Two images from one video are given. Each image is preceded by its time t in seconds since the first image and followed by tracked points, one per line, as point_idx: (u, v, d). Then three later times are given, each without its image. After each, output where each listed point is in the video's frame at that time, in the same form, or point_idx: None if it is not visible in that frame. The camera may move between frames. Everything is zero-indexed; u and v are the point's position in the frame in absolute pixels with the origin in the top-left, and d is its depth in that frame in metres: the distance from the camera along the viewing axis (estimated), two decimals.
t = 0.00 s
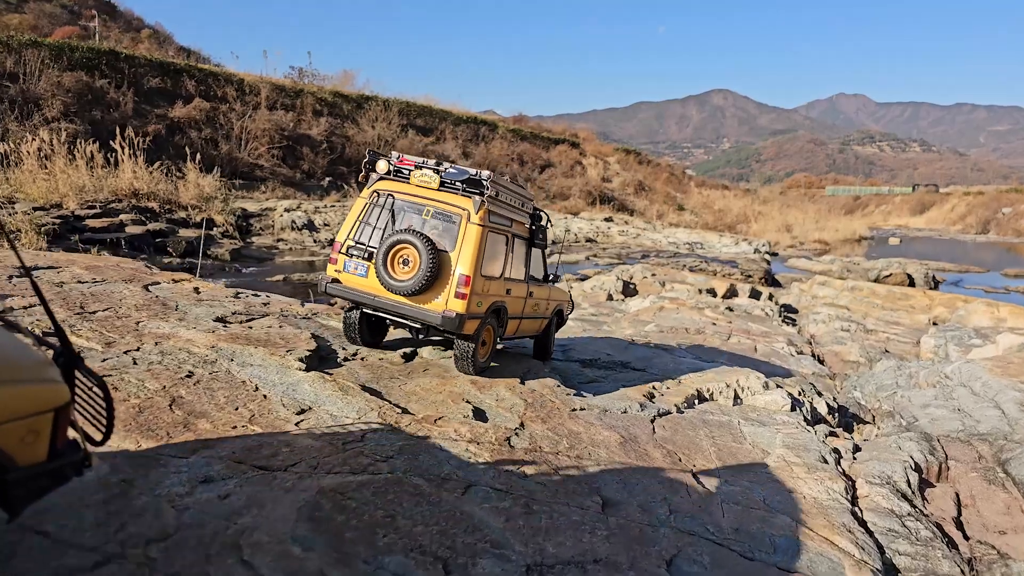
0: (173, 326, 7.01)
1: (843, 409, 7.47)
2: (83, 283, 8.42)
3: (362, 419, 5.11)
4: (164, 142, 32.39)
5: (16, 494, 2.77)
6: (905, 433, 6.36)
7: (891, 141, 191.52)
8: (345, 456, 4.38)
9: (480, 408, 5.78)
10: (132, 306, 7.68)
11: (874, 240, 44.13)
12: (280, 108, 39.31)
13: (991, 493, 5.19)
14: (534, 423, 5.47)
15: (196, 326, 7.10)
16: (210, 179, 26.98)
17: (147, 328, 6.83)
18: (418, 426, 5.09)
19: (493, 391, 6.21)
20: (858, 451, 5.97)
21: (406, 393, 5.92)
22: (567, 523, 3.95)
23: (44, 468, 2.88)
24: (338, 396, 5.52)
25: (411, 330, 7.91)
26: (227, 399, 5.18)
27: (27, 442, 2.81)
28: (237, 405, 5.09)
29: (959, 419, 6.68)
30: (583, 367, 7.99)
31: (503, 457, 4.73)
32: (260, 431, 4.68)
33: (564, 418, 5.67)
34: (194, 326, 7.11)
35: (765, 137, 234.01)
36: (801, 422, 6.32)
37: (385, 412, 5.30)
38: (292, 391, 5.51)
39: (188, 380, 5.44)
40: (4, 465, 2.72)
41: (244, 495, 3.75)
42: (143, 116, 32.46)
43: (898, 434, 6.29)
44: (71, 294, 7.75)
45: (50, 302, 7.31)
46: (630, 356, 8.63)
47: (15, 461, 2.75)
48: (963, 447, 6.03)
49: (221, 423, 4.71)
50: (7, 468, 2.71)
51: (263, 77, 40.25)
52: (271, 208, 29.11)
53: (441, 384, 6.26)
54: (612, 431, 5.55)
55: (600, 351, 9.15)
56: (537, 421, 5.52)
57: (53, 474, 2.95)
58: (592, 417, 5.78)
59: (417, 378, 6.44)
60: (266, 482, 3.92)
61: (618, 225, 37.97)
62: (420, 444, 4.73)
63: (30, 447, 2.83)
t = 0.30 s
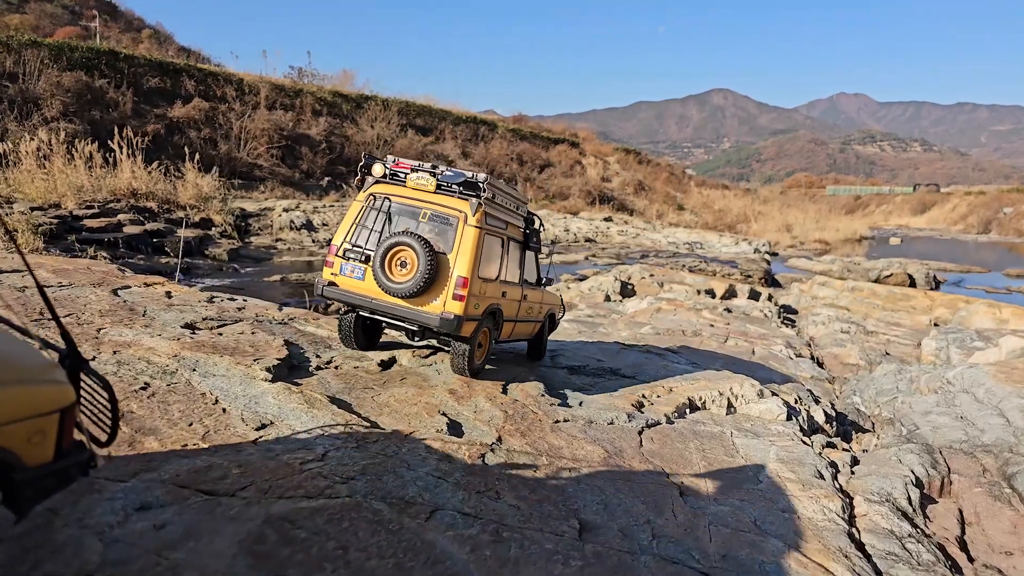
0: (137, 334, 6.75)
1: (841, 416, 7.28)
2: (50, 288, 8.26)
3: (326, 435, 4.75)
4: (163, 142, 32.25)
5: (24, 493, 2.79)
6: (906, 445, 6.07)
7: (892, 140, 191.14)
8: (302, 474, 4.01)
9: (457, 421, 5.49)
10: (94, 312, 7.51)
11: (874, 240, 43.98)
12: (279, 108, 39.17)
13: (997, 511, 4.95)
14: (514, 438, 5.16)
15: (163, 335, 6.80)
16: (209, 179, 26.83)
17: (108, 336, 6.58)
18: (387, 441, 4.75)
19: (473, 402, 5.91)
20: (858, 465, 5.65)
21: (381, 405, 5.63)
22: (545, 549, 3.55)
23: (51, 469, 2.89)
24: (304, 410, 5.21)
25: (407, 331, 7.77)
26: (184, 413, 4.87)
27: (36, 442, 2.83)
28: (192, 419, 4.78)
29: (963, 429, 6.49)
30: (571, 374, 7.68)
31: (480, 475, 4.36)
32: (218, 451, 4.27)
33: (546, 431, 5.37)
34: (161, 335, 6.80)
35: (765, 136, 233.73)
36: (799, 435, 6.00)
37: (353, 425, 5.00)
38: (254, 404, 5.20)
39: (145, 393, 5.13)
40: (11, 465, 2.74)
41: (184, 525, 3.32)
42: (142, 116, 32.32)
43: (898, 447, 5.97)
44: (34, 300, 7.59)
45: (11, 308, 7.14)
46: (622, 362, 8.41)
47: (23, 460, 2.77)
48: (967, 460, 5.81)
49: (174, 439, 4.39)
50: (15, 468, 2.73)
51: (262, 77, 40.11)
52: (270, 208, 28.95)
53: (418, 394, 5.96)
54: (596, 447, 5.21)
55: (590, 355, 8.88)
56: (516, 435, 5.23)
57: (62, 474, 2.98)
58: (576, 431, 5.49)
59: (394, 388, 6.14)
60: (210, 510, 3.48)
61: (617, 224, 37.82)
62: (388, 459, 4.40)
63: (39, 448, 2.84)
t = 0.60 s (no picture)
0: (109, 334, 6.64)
1: (840, 418, 7.15)
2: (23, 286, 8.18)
3: (294, 443, 4.59)
4: (162, 141, 32.13)
5: (59, 470, 3.01)
6: (902, 449, 5.94)
7: (893, 140, 190.72)
8: (260, 485, 3.85)
9: (436, 425, 5.34)
10: (65, 313, 7.40)
11: (874, 239, 43.86)
12: (279, 107, 39.05)
13: (1002, 519, 4.83)
14: (496, 444, 5.01)
15: (134, 335, 6.69)
16: (208, 178, 26.74)
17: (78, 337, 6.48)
18: (358, 448, 4.59)
19: (455, 405, 5.77)
20: (856, 470, 5.49)
21: (357, 409, 5.50)
22: (519, 565, 3.39)
23: (84, 448, 3.11)
24: (273, 413, 5.07)
25: (409, 322, 7.66)
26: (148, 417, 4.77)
27: (71, 424, 3.03)
28: (153, 424, 4.68)
29: (967, 432, 6.36)
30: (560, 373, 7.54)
31: (455, 485, 4.20)
32: (177, 460, 4.12)
33: (530, 436, 5.23)
34: (132, 335, 6.69)
35: (766, 136, 233.41)
36: (795, 439, 5.85)
37: (325, 429, 4.87)
38: (220, 408, 5.08)
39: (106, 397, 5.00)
40: (49, 445, 2.96)
41: (125, 540, 3.17)
42: (141, 115, 32.24)
43: (896, 452, 5.82)
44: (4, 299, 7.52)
45: None
46: (615, 361, 8.27)
47: (59, 441, 2.98)
48: (971, 466, 5.68)
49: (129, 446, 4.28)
50: (52, 449, 2.95)
51: (261, 76, 39.99)
52: (269, 207, 28.84)
53: (397, 397, 5.82)
54: (582, 453, 5.04)
55: (583, 354, 8.73)
56: (497, 440, 5.09)
57: (94, 454, 3.19)
58: (562, 436, 5.35)
59: (372, 391, 6.00)
60: (154, 524, 3.34)
61: (617, 224, 37.68)
62: (358, 468, 4.25)
63: (73, 429, 3.05)
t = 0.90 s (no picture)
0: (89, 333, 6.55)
1: (839, 418, 7.05)
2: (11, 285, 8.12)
3: (269, 447, 4.47)
4: (161, 140, 32.05)
5: (101, 450, 3.28)
6: (901, 450, 5.86)
7: (894, 140, 190.37)
8: (226, 492, 3.75)
9: (419, 426, 5.23)
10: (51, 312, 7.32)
11: (875, 239, 43.68)
12: (278, 107, 38.95)
13: (1008, 525, 4.70)
14: (483, 446, 4.92)
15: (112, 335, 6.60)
16: (206, 177, 26.67)
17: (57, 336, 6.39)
18: (337, 450, 4.47)
19: (442, 407, 5.66)
20: (856, 474, 5.39)
21: (339, 411, 5.40)
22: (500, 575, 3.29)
23: (123, 429, 3.38)
24: (250, 415, 4.97)
25: (411, 316, 7.78)
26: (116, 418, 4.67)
27: (110, 406, 3.30)
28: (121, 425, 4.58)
29: (968, 434, 6.25)
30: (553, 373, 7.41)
31: (437, 490, 4.10)
32: (142, 464, 4.03)
33: (519, 439, 5.13)
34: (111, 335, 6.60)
35: (767, 135, 233.16)
36: (791, 439, 5.77)
37: (303, 431, 4.76)
38: (193, 409, 4.98)
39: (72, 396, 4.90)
40: (93, 426, 3.22)
41: (77, 552, 3.10)
42: (141, 115, 32.19)
43: (896, 454, 5.73)
44: None
45: None
46: (610, 361, 8.16)
47: (99, 422, 3.25)
48: (975, 469, 5.57)
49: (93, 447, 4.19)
50: (94, 429, 3.20)
51: (261, 76, 39.92)
52: (268, 206, 28.77)
53: (382, 399, 5.72)
54: (573, 456, 4.94)
55: (577, 353, 8.61)
56: (485, 442, 4.98)
57: (133, 435, 3.45)
58: (552, 438, 5.24)
59: (356, 391, 5.90)
60: (111, 534, 3.27)
61: (617, 224, 37.53)
62: (335, 473, 4.15)
63: (111, 412, 3.31)
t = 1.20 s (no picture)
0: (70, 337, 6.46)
1: (841, 422, 6.94)
2: None
3: (244, 456, 4.38)
4: (161, 140, 31.96)
5: (142, 440, 3.60)
6: (906, 457, 5.74)
7: (894, 139, 190.16)
8: (193, 507, 3.68)
9: (402, 435, 5.09)
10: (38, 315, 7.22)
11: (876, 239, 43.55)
12: (277, 106, 38.84)
13: (1016, 535, 4.57)
14: (469, 454, 4.79)
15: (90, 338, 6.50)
16: (205, 177, 26.60)
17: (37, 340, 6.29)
18: (313, 461, 4.37)
19: (427, 414, 5.54)
20: (860, 482, 5.28)
21: (322, 418, 5.28)
22: None
23: (162, 422, 3.71)
24: (225, 423, 4.88)
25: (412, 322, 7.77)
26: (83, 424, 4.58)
27: (151, 401, 3.64)
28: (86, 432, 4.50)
29: (972, 439, 6.13)
30: (545, 375, 7.27)
31: (416, 504, 3.99)
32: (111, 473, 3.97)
33: (508, 447, 5.01)
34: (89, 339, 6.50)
35: (766, 134, 232.84)
36: (794, 446, 5.64)
37: (278, 441, 4.65)
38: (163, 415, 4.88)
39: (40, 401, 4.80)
40: (135, 418, 3.56)
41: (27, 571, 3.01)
42: (140, 114, 32.12)
43: (900, 461, 5.62)
44: None
45: None
46: (606, 364, 8.03)
47: (141, 414, 3.58)
48: (981, 475, 5.43)
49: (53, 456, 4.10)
50: (136, 421, 3.54)
51: (261, 76, 39.84)
52: (267, 206, 28.64)
53: (365, 405, 5.59)
54: (562, 465, 4.83)
55: (572, 356, 8.48)
56: (472, 450, 4.86)
57: (169, 427, 3.79)
58: (541, 446, 5.11)
59: (340, 397, 5.79)
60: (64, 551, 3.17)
61: (617, 223, 37.38)
62: (312, 485, 4.06)
63: (152, 405, 3.65)
